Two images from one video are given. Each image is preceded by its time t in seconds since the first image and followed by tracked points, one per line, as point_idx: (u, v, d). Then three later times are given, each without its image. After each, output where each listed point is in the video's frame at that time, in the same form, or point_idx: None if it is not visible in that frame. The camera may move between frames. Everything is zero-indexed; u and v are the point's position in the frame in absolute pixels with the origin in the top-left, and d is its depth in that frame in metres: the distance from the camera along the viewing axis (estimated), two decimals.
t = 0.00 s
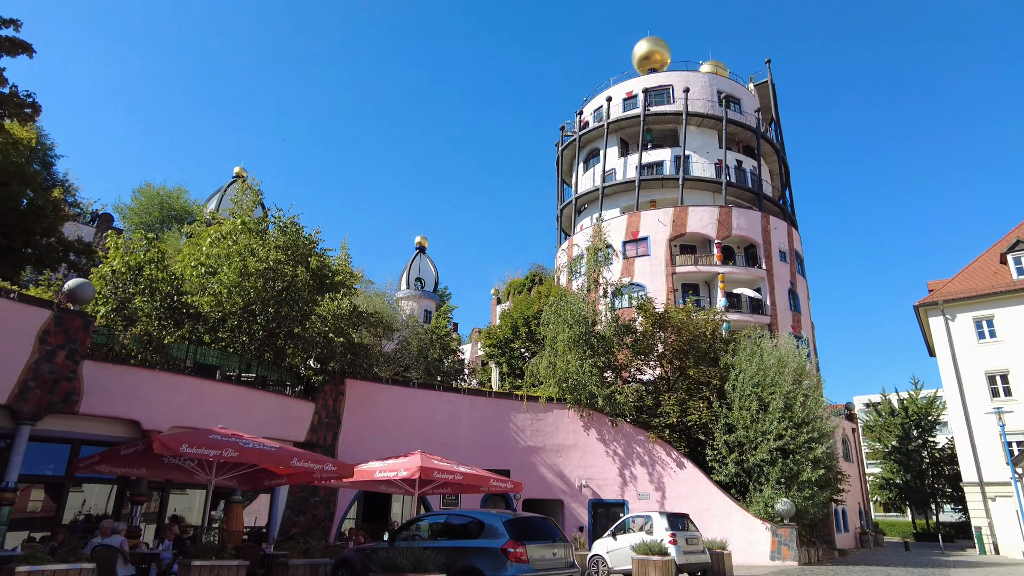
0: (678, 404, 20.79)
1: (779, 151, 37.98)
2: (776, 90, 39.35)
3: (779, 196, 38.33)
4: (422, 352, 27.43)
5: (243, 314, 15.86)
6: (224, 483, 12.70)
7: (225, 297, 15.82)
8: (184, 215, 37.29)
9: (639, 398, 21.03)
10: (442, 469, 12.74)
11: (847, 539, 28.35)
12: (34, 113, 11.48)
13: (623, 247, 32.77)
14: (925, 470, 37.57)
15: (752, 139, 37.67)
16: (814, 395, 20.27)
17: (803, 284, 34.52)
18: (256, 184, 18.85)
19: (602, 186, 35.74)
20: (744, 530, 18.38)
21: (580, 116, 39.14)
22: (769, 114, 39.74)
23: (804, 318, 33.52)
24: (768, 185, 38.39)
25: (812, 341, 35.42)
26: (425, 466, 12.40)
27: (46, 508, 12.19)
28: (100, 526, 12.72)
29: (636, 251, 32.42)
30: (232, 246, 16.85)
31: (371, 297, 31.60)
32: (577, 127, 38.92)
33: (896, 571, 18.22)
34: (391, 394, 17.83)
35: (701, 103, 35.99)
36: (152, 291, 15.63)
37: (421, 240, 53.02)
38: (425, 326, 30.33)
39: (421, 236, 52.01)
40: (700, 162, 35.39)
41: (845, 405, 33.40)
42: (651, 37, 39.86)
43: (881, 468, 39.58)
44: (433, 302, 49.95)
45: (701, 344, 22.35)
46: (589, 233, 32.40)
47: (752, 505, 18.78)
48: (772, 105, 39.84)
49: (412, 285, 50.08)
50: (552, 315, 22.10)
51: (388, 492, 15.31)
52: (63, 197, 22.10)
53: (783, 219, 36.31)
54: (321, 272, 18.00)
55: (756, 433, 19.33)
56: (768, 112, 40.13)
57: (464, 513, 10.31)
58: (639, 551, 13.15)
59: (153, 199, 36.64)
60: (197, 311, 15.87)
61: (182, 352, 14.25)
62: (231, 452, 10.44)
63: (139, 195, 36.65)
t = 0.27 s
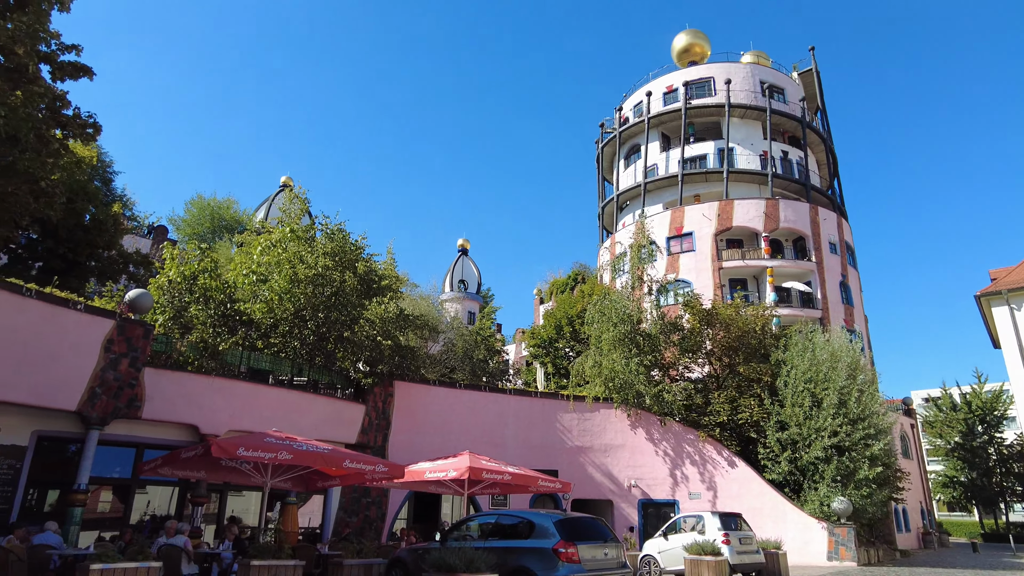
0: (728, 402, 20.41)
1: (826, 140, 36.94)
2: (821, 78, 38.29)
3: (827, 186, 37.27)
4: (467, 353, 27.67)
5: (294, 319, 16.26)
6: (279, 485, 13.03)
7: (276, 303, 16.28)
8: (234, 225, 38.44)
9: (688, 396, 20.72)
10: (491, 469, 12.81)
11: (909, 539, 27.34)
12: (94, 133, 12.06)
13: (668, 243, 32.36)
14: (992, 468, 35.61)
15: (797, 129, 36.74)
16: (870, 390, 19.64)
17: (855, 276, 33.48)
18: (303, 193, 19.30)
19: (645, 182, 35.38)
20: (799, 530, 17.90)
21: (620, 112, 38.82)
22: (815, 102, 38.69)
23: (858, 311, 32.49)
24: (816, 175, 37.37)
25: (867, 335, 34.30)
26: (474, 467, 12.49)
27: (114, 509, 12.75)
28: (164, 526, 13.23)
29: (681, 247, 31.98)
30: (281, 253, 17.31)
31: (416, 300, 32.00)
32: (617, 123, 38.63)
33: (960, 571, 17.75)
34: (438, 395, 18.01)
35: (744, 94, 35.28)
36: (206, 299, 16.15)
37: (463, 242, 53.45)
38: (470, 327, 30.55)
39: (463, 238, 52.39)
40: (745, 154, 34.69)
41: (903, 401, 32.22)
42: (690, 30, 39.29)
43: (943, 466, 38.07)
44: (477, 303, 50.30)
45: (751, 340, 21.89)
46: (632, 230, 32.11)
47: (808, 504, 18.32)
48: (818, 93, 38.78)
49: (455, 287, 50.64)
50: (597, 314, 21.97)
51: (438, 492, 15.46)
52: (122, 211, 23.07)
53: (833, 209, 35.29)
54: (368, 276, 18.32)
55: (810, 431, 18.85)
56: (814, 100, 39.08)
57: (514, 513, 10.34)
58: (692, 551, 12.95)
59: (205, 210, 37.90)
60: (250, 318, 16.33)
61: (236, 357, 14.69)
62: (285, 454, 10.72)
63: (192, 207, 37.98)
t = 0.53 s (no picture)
0: (779, 398, 19.91)
1: (875, 127, 35.79)
2: (868, 63, 37.11)
3: (877, 175, 36.10)
4: (512, 353, 27.79)
5: (342, 324, 16.60)
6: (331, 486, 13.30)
7: (325, 308, 16.66)
8: (282, 232, 39.40)
9: (737, 394, 20.33)
10: (539, 470, 12.82)
11: (975, 540, 26.22)
12: (149, 149, 12.56)
13: (712, 238, 31.83)
14: None
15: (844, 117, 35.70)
16: (928, 385, 18.96)
17: (909, 267, 32.32)
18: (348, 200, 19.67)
19: (687, 177, 34.92)
20: (857, 530, 17.38)
21: (659, 107, 38.39)
22: (862, 89, 37.52)
23: (913, 303, 31.35)
24: (865, 164, 36.24)
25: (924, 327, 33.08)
26: (522, 467, 12.52)
27: (176, 510, 13.24)
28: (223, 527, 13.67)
29: (726, 242, 31.43)
30: (328, 260, 17.68)
31: (459, 302, 32.25)
32: (656, 118, 38.21)
33: None
34: (484, 396, 18.12)
35: (787, 84, 34.47)
36: (257, 306, 16.62)
37: (504, 243, 53.54)
38: (513, 328, 30.63)
39: (504, 239, 52.54)
40: (790, 145, 33.89)
41: (965, 396, 30.93)
42: (729, 20, 38.57)
43: (1010, 463, 36.34)
44: (519, 304, 50.30)
45: (802, 335, 21.34)
46: (676, 226, 31.70)
47: (864, 502, 17.84)
48: (865, 79, 37.61)
49: (498, 289, 50.71)
50: (641, 312, 21.76)
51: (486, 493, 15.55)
52: (176, 223, 23.92)
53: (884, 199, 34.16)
54: (412, 279, 18.56)
55: (865, 427, 18.29)
56: (861, 87, 37.90)
57: (563, 513, 10.33)
58: (745, 551, 12.70)
59: (254, 219, 38.97)
60: (299, 323, 16.73)
61: (288, 362, 15.07)
62: (337, 456, 10.94)
63: (241, 217, 39.12)
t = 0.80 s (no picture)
0: (830, 395, 19.37)
1: (926, 112, 34.54)
2: (917, 46, 35.84)
3: (929, 162, 34.82)
4: (555, 353, 27.79)
5: (387, 326, 16.88)
6: (380, 487, 13.51)
7: (371, 312, 16.96)
8: (326, 239, 40.22)
9: (787, 390, 19.89)
10: (585, 470, 12.78)
11: None
12: (199, 161, 12.99)
13: (757, 232, 31.21)
14: None
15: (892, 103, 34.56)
16: (990, 379, 18.20)
17: (966, 256, 31.07)
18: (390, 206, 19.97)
19: (729, 170, 34.32)
20: (915, 531, 16.90)
21: (699, 100, 37.83)
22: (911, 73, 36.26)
23: (971, 294, 30.13)
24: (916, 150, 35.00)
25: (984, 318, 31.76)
26: (568, 467, 12.50)
27: (232, 511, 13.65)
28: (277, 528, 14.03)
29: (771, 235, 30.78)
30: (373, 264, 18.00)
31: (501, 303, 32.37)
32: (696, 112, 37.66)
33: None
34: (528, 396, 18.14)
35: (831, 71, 33.57)
36: (306, 312, 17.01)
37: (544, 243, 53.50)
38: (556, 328, 30.58)
39: (545, 239, 52.50)
40: (835, 134, 32.99)
41: None
42: (769, 9, 37.76)
43: None
44: (561, 304, 50.20)
45: (853, 329, 20.74)
46: (719, 221, 31.18)
47: (922, 501, 17.33)
48: (913, 62, 36.34)
49: (539, 289, 50.74)
50: (686, 309, 21.48)
51: (533, 493, 15.57)
52: (226, 232, 24.63)
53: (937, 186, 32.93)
54: (455, 282, 18.73)
55: (923, 424, 17.65)
56: (910, 71, 36.63)
57: (612, 513, 10.28)
58: (798, 551, 12.41)
59: (300, 227, 39.90)
60: (346, 327, 17.06)
61: (336, 365, 15.39)
62: (386, 457, 11.11)
63: (287, 225, 40.07)
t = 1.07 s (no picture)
0: (881, 390, 18.83)
1: (977, 95, 33.24)
2: (965, 27, 34.53)
3: (982, 147, 33.50)
4: (595, 352, 27.68)
5: (428, 328, 17.11)
6: (425, 488, 13.65)
7: (412, 314, 17.20)
8: (367, 244, 40.83)
9: (835, 386, 19.38)
10: (629, 470, 12.68)
11: None
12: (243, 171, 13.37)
13: (800, 224, 30.50)
14: None
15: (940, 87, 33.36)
16: None
17: None
18: (429, 209, 20.20)
19: (770, 162, 33.64)
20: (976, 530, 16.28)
21: (737, 92, 37.19)
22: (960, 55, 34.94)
23: None
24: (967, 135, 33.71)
25: None
26: (612, 467, 12.43)
27: (281, 512, 13.99)
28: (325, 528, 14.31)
29: (815, 228, 30.06)
30: (413, 268, 18.24)
31: (540, 303, 32.37)
32: (734, 104, 37.01)
33: None
34: (570, 396, 18.10)
35: (874, 57, 32.60)
36: (349, 316, 17.31)
37: (582, 242, 53.29)
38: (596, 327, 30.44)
39: (582, 237, 52.28)
40: (880, 122, 32.03)
41: None
42: None
43: None
44: (600, 303, 49.90)
45: (904, 322, 20.09)
46: (761, 214, 30.58)
47: (985, 501, 16.53)
48: (962, 44, 35.02)
49: (577, 288, 50.54)
50: (729, 305, 21.13)
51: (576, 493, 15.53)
52: (271, 240, 25.24)
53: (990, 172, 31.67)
54: (494, 283, 18.82)
55: (981, 420, 16.97)
56: (959, 54, 35.30)
57: (658, 513, 10.18)
58: (851, 551, 12.08)
59: (341, 233, 40.61)
60: (389, 330, 17.32)
61: (379, 367, 15.64)
62: (431, 458, 11.22)
63: (329, 231, 40.85)
